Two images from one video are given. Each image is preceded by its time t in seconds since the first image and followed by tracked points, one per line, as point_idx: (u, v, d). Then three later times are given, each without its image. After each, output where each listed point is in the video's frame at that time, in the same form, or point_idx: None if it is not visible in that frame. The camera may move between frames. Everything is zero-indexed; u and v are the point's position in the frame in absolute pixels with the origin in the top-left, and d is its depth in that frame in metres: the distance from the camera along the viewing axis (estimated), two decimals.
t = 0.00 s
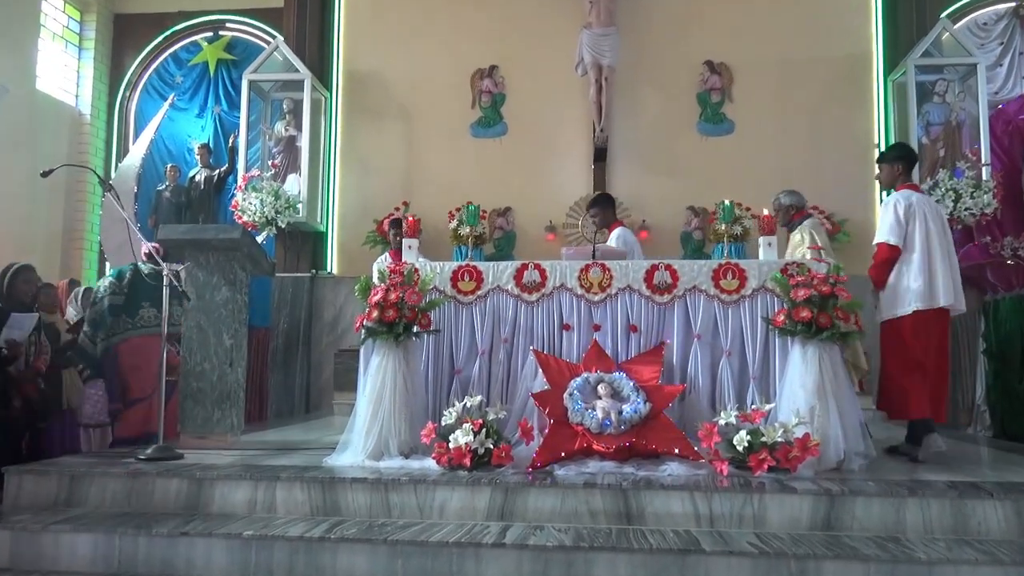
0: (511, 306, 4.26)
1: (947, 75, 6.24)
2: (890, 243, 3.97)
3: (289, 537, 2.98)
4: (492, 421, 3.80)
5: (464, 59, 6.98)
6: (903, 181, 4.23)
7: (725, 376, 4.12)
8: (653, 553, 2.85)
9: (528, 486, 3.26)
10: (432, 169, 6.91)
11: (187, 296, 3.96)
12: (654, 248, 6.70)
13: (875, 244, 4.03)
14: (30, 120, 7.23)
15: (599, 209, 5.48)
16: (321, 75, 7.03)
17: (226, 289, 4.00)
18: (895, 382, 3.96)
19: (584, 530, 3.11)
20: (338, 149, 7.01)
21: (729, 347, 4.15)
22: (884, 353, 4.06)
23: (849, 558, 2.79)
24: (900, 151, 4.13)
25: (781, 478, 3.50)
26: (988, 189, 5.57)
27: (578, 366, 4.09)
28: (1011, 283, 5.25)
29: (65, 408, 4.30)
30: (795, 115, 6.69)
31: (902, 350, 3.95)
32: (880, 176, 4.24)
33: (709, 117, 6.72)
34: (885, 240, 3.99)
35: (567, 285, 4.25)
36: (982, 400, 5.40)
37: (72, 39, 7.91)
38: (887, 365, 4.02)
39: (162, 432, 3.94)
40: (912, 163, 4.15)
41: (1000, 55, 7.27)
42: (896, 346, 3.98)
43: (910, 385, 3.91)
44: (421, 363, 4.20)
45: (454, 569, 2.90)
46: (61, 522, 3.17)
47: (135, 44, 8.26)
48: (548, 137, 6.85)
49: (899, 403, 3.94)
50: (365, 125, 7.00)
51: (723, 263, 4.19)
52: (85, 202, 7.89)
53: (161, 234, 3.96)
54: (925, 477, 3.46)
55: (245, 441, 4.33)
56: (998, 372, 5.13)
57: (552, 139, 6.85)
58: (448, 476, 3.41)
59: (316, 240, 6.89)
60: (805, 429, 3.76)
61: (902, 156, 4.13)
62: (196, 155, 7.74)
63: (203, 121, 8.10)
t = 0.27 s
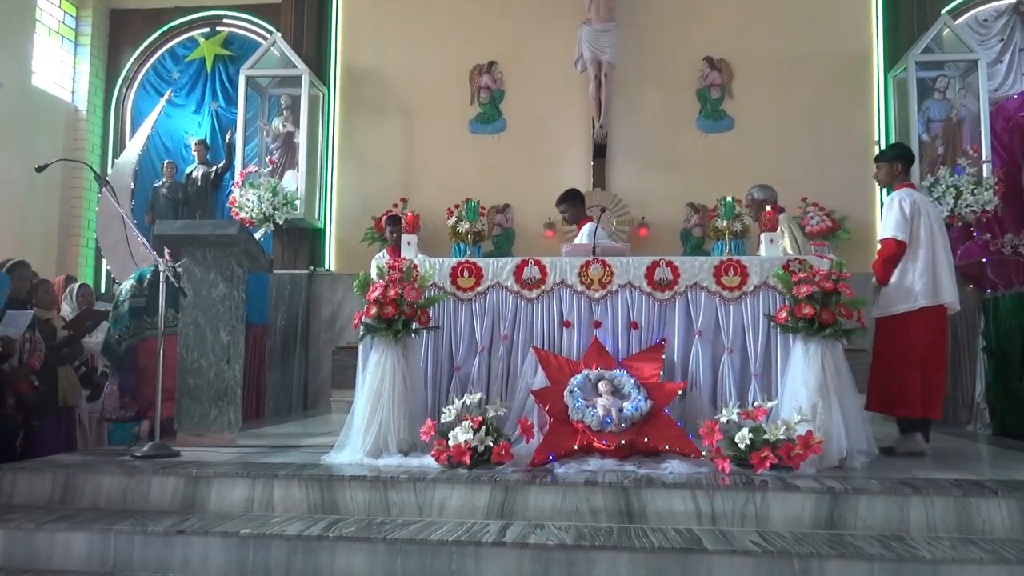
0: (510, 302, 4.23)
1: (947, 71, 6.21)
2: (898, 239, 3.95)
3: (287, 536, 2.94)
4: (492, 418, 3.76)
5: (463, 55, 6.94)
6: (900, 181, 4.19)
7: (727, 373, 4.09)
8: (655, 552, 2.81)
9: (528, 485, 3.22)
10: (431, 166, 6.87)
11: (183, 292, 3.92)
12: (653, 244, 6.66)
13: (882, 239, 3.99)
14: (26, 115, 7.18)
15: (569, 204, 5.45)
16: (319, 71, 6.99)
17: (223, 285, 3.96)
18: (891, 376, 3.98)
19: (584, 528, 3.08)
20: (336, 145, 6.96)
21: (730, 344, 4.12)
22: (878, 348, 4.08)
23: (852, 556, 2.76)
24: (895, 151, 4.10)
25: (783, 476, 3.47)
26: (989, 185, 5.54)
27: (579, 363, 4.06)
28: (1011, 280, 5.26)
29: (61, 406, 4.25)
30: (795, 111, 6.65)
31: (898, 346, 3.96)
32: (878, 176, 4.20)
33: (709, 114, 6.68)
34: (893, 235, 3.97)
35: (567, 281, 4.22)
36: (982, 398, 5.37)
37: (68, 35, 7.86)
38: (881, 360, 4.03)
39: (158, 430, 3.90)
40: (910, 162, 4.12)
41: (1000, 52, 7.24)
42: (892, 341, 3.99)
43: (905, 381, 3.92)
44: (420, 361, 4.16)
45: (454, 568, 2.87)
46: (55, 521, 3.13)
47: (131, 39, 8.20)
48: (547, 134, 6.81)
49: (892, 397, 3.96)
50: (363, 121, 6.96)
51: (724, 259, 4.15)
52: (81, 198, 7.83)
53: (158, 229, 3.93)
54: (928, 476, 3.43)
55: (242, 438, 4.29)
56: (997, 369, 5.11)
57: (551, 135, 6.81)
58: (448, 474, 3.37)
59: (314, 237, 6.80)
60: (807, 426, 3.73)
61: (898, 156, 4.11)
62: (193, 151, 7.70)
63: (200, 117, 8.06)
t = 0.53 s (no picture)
0: (510, 303, 4.21)
1: (948, 71, 6.20)
2: (900, 240, 3.94)
3: (284, 538, 2.93)
4: (491, 419, 3.75)
5: (463, 54, 6.92)
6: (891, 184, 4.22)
7: (727, 374, 4.07)
8: (654, 554, 2.80)
9: (527, 486, 3.21)
10: (430, 166, 6.85)
11: (181, 292, 3.90)
12: (653, 244, 6.65)
13: (884, 240, 3.97)
14: (25, 115, 7.16)
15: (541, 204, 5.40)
16: (318, 71, 6.97)
17: (222, 286, 3.95)
18: (885, 379, 3.99)
19: (583, 530, 3.07)
20: (335, 145, 6.94)
21: (730, 345, 4.10)
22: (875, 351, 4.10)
23: (853, 559, 2.74)
24: (887, 154, 4.14)
25: (783, 477, 3.45)
26: (989, 185, 5.53)
27: (578, 364, 4.04)
28: (1012, 280, 5.24)
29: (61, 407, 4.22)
30: (795, 112, 6.64)
31: (893, 349, 3.97)
32: (871, 178, 4.22)
33: (709, 114, 6.66)
34: (895, 237, 3.95)
35: (567, 281, 4.20)
36: (982, 398, 5.34)
37: (67, 34, 7.84)
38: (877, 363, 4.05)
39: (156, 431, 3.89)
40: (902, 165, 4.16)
41: (1001, 52, 7.23)
42: (887, 344, 4.00)
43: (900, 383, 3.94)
44: (419, 361, 4.14)
45: (453, 570, 2.85)
46: (52, 523, 3.12)
47: (130, 39, 8.18)
48: (547, 133, 6.80)
49: (888, 401, 3.97)
50: (363, 121, 6.94)
51: (725, 259, 4.13)
52: (80, 198, 7.82)
53: (156, 229, 3.93)
54: (929, 477, 3.42)
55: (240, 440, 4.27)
56: (998, 370, 5.09)
57: (550, 135, 6.79)
58: (447, 476, 3.35)
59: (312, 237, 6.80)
60: (807, 428, 3.72)
61: (890, 159, 4.14)
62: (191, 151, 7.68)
63: (199, 117, 8.04)
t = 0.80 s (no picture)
0: (507, 311, 4.20)
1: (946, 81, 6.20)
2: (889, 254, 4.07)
3: (278, 548, 2.91)
4: (486, 429, 3.73)
5: (462, 61, 6.93)
6: (877, 193, 4.38)
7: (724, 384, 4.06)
8: (649, 567, 2.78)
9: (522, 497, 3.19)
10: (428, 173, 6.85)
11: (177, 299, 3.89)
12: (652, 252, 6.64)
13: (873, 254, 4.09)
14: (24, 120, 7.16)
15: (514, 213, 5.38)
16: (317, 77, 6.97)
17: (218, 293, 3.94)
18: (874, 388, 4.11)
19: (579, 542, 3.05)
20: (333, 151, 6.94)
21: (727, 355, 4.09)
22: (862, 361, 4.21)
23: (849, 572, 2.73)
24: (875, 163, 4.29)
25: (780, 489, 3.44)
26: (988, 195, 5.51)
27: (575, 373, 4.04)
28: (1009, 291, 5.19)
29: (58, 414, 4.16)
30: (793, 120, 6.64)
31: (881, 360, 4.09)
32: (857, 186, 4.37)
33: (708, 122, 6.67)
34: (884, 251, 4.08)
35: (564, 290, 4.19)
36: (980, 408, 5.30)
37: (66, 39, 7.84)
38: (865, 373, 4.17)
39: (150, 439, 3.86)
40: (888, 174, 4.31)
41: (999, 61, 7.24)
42: (875, 355, 4.12)
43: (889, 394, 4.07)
44: (415, 370, 4.13)
45: None
46: (44, 532, 3.10)
47: (129, 44, 8.19)
48: (545, 141, 6.80)
49: (878, 410, 4.09)
50: (361, 127, 6.94)
51: (722, 269, 4.13)
52: (78, 203, 7.81)
53: (152, 236, 3.89)
54: (926, 489, 3.40)
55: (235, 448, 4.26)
56: (997, 380, 5.03)
57: (549, 143, 6.79)
58: (442, 486, 3.34)
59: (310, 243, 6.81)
60: (804, 439, 3.71)
61: (876, 168, 4.29)
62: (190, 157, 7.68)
63: (198, 123, 8.04)
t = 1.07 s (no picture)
0: (504, 328, 4.19)
1: (942, 99, 6.23)
2: (881, 273, 4.20)
3: (271, 567, 2.89)
4: (483, 446, 3.72)
5: (461, 78, 6.96)
6: (862, 212, 4.48)
7: (721, 402, 4.06)
8: None
9: (518, 515, 3.18)
10: (427, 189, 6.86)
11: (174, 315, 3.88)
12: (650, 269, 6.64)
13: (867, 271, 4.19)
14: (23, 135, 7.18)
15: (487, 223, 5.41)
16: (316, 94, 7.01)
17: (214, 308, 3.93)
18: (866, 405, 4.23)
19: (575, 561, 3.03)
20: (332, 167, 6.96)
21: (725, 373, 4.08)
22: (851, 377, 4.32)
23: None
24: (860, 181, 4.40)
25: (777, 508, 3.43)
26: (986, 213, 5.51)
27: (572, 391, 4.03)
28: (1008, 308, 5.13)
29: (53, 429, 4.14)
30: (791, 138, 6.66)
31: (872, 377, 4.24)
32: (842, 204, 4.47)
33: (705, 139, 6.69)
34: (877, 270, 4.20)
35: (561, 307, 4.19)
36: (979, 426, 5.30)
37: (67, 55, 7.88)
38: (855, 390, 4.29)
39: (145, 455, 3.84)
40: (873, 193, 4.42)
41: (995, 80, 7.29)
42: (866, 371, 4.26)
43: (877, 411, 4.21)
44: (411, 387, 4.12)
45: None
46: (36, 550, 3.08)
47: (130, 60, 8.23)
48: (544, 158, 6.82)
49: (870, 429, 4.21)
50: (360, 143, 6.96)
51: (719, 286, 4.13)
52: (77, 218, 7.83)
53: (150, 251, 3.89)
54: (925, 509, 3.38)
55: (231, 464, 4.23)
56: (995, 398, 5.02)
57: (547, 160, 6.82)
58: (438, 504, 3.32)
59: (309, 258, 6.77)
60: (802, 457, 3.71)
61: (860, 187, 4.41)
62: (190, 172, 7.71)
63: (198, 138, 8.07)
